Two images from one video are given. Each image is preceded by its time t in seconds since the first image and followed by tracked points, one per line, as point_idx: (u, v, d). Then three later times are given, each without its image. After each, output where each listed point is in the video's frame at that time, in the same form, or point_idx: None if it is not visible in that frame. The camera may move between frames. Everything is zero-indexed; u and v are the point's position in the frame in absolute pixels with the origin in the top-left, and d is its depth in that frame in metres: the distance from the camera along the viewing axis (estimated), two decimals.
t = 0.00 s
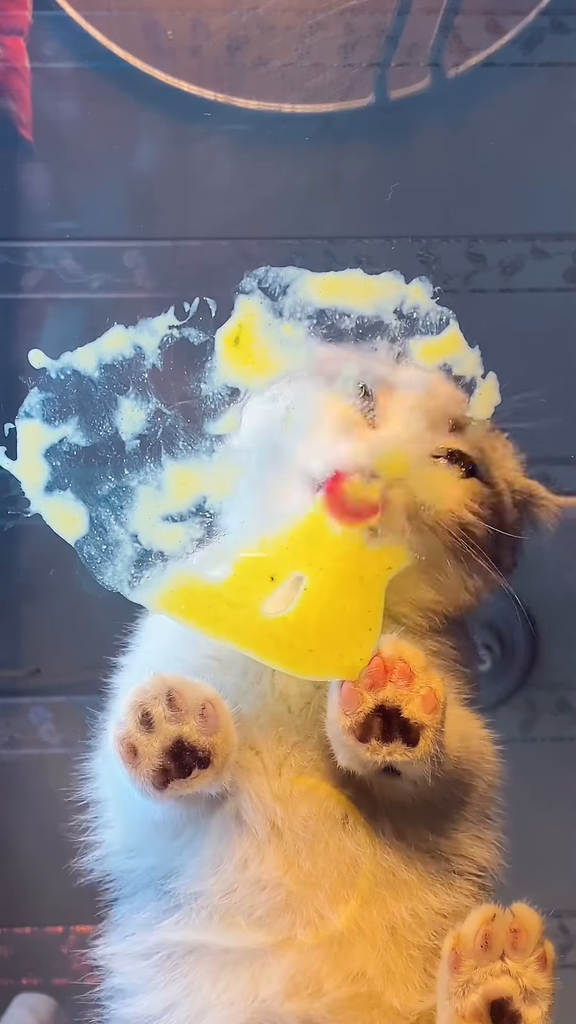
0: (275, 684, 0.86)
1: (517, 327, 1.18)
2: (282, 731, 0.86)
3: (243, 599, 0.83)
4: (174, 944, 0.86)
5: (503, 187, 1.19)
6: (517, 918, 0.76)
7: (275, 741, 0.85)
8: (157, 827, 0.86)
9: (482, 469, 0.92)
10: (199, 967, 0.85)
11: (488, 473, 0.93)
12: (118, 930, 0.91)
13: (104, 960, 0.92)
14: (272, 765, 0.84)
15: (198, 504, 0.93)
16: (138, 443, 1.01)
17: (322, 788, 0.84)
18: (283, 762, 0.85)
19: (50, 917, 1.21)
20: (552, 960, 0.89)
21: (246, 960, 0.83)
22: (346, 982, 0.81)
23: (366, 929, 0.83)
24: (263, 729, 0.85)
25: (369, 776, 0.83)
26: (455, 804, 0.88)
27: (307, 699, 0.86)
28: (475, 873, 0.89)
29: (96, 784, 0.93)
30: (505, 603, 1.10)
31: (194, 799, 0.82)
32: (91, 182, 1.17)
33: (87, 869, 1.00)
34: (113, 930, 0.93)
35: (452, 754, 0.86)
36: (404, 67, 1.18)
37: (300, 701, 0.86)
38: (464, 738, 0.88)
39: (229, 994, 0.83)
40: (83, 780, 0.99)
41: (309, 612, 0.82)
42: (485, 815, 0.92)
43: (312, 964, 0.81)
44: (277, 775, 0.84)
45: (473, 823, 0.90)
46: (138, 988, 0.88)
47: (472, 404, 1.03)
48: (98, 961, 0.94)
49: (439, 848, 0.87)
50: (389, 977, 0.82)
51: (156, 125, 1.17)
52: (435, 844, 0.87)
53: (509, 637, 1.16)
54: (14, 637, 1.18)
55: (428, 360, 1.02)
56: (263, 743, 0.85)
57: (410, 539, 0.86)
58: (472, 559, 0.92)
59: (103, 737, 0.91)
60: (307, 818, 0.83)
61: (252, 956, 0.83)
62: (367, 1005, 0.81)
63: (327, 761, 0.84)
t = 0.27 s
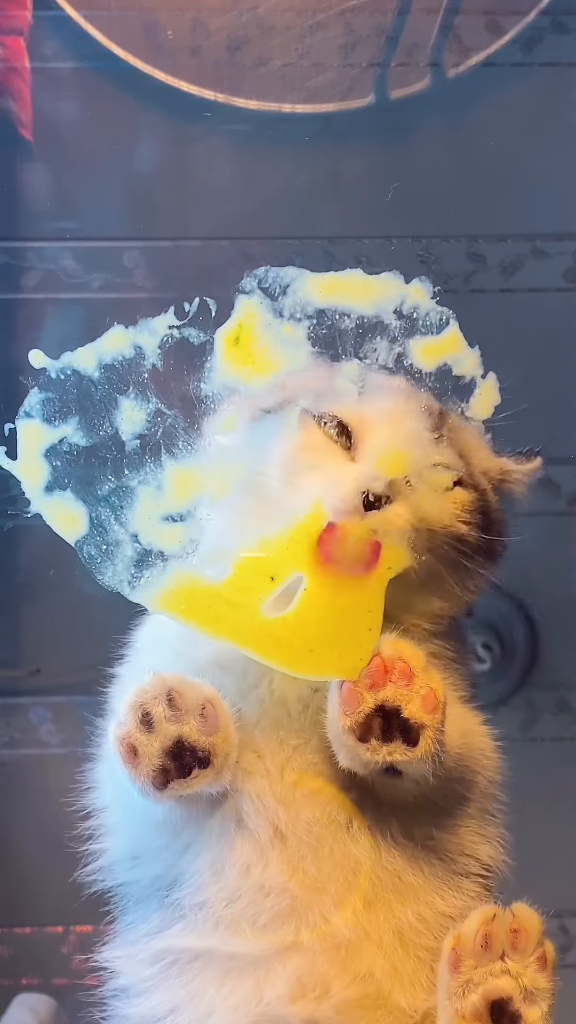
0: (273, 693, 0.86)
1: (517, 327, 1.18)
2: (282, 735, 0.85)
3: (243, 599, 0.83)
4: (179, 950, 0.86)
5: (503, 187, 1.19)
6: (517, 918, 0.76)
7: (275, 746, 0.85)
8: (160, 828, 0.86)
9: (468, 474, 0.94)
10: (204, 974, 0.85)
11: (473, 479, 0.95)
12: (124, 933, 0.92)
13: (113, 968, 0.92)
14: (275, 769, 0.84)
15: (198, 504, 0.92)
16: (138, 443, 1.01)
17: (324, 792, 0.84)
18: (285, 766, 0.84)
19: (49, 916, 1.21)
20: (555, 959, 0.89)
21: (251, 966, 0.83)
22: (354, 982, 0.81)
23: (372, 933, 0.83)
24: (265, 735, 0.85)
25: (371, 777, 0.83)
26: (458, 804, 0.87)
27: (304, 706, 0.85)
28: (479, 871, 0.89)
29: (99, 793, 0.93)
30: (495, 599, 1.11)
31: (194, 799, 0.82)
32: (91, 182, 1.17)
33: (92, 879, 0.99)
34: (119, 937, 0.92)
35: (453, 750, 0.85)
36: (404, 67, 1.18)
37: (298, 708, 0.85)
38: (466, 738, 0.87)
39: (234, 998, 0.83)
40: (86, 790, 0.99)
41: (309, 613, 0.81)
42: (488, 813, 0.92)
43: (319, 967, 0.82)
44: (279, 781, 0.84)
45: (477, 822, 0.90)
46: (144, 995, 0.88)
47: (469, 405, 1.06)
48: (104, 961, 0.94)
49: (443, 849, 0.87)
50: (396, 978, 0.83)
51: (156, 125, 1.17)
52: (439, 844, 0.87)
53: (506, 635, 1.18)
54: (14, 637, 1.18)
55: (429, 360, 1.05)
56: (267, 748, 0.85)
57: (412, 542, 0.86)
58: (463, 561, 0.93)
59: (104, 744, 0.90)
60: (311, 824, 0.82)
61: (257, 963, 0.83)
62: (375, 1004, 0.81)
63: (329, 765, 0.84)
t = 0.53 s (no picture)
0: (269, 705, 0.86)
1: (517, 327, 1.18)
2: (281, 748, 0.85)
3: (243, 600, 0.83)
4: (178, 960, 0.86)
5: (504, 187, 1.19)
6: (517, 918, 0.76)
7: (274, 759, 0.85)
8: (161, 840, 0.86)
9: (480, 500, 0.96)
10: (204, 983, 0.85)
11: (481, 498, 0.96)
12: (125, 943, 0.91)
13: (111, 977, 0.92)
14: (276, 780, 0.84)
15: (198, 505, 0.92)
16: (138, 444, 1.01)
17: (320, 806, 0.83)
18: (284, 778, 0.84)
19: (49, 917, 1.21)
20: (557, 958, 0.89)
21: (250, 977, 0.83)
22: (356, 989, 0.81)
23: (374, 941, 0.83)
24: (265, 748, 0.85)
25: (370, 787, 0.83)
26: (456, 811, 0.88)
27: (300, 719, 0.86)
28: (479, 877, 0.89)
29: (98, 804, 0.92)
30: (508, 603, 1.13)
31: (193, 799, 0.81)
32: (91, 182, 1.17)
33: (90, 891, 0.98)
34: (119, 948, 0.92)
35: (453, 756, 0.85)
36: (404, 67, 1.18)
37: (294, 720, 0.86)
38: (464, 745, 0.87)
39: (233, 1007, 0.83)
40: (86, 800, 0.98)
41: (309, 613, 0.81)
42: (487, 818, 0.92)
43: (320, 976, 0.82)
44: (278, 795, 0.83)
45: (476, 827, 0.90)
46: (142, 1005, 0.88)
47: (469, 404, 1.08)
48: (103, 968, 0.94)
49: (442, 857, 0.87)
50: (400, 984, 0.83)
51: (156, 125, 1.17)
52: (438, 852, 0.87)
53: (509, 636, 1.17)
54: (14, 637, 1.18)
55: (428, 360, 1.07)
56: (269, 763, 0.84)
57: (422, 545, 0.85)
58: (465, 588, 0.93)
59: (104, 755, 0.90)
60: (310, 835, 0.82)
61: (257, 972, 0.83)
62: (380, 1010, 0.81)
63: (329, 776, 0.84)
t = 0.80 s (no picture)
0: (265, 709, 0.86)
1: (517, 327, 1.18)
2: (277, 754, 0.85)
3: (244, 599, 0.83)
4: (173, 967, 0.86)
5: (503, 187, 1.19)
6: (517, 919, 0.76)
7: (269, 765, 0.84)
8: (157, 846, 0.85)
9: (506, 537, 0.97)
10: (197, 990, 0.85)
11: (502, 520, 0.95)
12: (119, 952, 0.91)
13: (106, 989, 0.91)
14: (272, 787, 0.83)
15: (198, 505, 0.92)
16: (138, 443, 1.01)
17: (314, 811, 0.83)
18: (279, 784, 0.84)
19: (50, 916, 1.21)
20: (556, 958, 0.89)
21: (243, 982, 0.84)
22: (349, 993, 0.82)
23: (366, 945, 0.83)
24: (262, 753, 0.85)
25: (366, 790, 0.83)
26: (453, 818, 0.87)
27: (295, 724, 0.86)
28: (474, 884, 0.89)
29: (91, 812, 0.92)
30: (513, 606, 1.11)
31: (193, 801, 0.81)
32: (91, 182, 1.17)
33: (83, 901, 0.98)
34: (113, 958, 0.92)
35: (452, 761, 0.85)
36: (404, 67, 1.18)
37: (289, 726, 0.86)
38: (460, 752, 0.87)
39: (227, 1014, 0.83)
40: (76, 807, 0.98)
41: (310, 613, 0.83)
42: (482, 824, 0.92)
43: (313, 980, 0.82)
44: (273, 801, 0.83)
45: (472, 833, 0.89)
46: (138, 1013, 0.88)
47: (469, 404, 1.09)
48: (99, 980, 0.93)
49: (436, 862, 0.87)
50: (392, 986, 0.83)
51: (157, 125, 1.17)
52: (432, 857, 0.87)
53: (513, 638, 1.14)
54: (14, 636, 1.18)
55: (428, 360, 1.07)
56: (265, 768, 0.84)
57: (424, 545, 0.84)
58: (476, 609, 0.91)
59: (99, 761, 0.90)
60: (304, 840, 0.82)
61: (251, 978, 0.83)
62: (372, 1013, 0.82)
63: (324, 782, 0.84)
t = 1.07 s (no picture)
0: (267, 710, 0.86)
1: (517, 327, 1.18)
2: (275, 756, 0.85)
3: (243, 599, 0.84)
4: (164, 968, 0.86)
5: (504, 187, 1.19)
6: (517, 918, 0.76)
7: (267, 768, 0.84)
8: (155, 847, 0.85)
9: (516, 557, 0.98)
10: (189, 994, 0.84)
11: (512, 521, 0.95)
12: (112, 955, 0.90)
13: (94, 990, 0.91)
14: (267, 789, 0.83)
15: (198, 504, 0.93)
16: (138, 444, 1.01)
17: (312, 812, 0.83)
18: (276, 786, 0.84)
19: (50, 917, 1.21)
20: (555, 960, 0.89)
21: (236, 984, 0.83)
22: (343, 998, 0.81)
23: (358, 950, 0.83)
24: (260, 756, 0.84)
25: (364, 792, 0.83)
26: (450, 826, 0.87)
27: (295, 726, 0.86)
28: (468, 891, 0.89)
29: (87, 810, 0.92)
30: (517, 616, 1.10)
31: (191, 803, 0.80)
32: (91, 182, 1.17)
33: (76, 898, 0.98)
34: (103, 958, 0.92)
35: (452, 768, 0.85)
36: (404, 67, 1.18)
37: (290, 728, 0.86)
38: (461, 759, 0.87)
39: (218, 1016, 0.83)
40: (73, 804, 0.98)
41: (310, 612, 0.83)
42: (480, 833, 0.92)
43: (304, 983, 0.82)
44: (270, 803, 0.83)
45: (468, 840, 0.89)
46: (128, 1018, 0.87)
47: (468, 404, 1.09)
48: (90, 987, 0.92)
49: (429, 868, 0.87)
50: (385, 991, 0.83)
51: (157, 125, 1.17)
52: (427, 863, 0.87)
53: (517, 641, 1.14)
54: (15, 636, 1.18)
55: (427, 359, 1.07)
56: (262, 772, 0.84)
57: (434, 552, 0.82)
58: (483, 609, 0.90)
59: (97, 760, 0.90)
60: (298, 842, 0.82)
61: (244, 980, 0.83)
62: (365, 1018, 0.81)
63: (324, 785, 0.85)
